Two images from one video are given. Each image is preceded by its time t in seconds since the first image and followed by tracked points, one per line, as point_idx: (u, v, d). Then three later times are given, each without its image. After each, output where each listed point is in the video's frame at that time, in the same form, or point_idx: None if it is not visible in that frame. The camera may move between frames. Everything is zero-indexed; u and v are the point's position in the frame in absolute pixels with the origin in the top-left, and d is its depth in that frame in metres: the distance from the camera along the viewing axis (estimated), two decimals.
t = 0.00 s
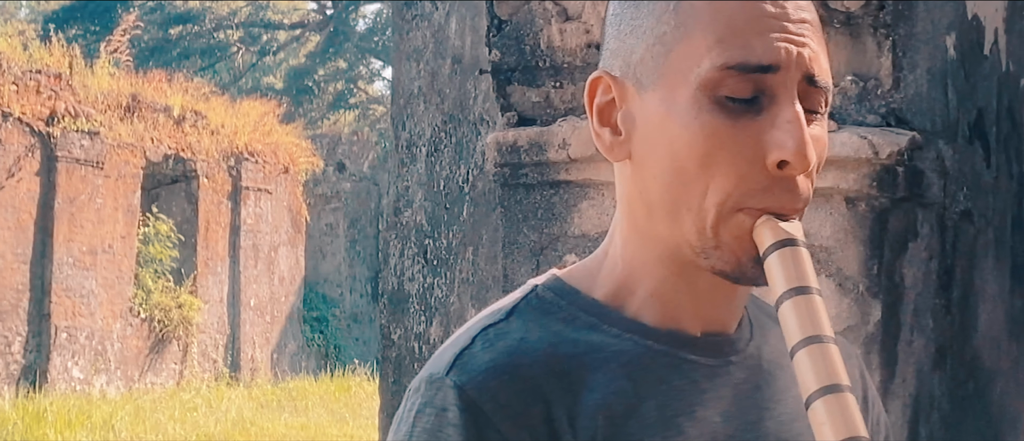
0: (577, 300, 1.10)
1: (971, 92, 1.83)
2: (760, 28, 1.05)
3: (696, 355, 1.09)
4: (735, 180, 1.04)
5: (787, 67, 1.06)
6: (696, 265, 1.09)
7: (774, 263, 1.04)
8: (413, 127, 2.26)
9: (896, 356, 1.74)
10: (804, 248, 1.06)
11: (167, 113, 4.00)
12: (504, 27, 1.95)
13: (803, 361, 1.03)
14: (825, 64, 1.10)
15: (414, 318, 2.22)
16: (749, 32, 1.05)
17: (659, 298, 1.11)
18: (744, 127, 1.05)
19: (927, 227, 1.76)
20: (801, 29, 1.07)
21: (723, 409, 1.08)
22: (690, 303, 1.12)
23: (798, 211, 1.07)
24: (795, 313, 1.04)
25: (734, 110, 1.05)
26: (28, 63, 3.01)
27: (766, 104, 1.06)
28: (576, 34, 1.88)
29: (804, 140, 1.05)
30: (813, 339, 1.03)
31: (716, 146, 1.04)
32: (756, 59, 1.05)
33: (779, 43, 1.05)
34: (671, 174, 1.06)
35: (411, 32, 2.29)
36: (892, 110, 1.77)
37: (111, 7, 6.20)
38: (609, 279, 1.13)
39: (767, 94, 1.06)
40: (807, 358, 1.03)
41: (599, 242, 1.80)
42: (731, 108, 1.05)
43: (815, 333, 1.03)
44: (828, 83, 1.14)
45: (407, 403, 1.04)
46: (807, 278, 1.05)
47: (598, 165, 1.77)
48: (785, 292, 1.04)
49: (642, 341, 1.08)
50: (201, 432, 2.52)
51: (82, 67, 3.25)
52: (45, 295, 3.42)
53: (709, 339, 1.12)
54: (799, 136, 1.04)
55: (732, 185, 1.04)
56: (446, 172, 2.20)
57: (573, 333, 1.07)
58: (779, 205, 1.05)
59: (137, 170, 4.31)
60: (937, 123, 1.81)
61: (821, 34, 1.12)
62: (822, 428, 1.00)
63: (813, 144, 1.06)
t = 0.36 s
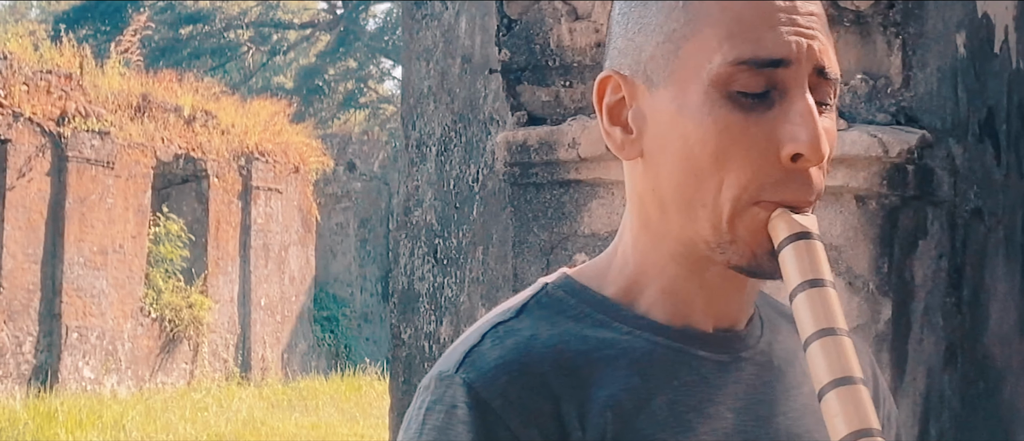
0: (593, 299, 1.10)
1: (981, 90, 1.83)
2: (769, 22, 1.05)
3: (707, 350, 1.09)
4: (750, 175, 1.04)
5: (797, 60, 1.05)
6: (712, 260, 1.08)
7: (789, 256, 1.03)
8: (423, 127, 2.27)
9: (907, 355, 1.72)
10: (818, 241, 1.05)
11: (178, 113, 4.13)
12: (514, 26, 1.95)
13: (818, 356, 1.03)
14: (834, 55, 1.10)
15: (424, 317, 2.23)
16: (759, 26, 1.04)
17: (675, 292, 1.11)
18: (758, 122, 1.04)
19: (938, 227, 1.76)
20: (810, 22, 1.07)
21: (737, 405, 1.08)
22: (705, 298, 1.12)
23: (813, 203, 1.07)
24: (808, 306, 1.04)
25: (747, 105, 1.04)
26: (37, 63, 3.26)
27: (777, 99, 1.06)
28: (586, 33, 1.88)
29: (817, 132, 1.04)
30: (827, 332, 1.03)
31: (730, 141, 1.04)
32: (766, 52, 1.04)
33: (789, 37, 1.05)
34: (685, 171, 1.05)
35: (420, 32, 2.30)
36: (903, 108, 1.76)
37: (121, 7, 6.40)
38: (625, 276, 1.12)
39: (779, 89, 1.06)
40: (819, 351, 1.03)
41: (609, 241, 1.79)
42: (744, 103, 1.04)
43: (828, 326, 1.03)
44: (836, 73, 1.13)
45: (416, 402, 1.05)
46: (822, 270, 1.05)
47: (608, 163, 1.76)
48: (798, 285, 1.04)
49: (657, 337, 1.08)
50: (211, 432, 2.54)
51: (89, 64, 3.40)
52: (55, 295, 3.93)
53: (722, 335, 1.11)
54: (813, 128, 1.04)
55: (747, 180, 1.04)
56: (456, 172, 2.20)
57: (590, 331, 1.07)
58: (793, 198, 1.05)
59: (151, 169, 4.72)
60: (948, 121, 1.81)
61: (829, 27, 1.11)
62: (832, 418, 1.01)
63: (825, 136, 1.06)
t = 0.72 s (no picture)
0: (600, 300, 1.09)
1: (990, 89, 1.83)
2: (774, 18, 1.03)
3: (713, 350, 1.08)
4: (757, 171, 1.02)
5: (802, 57, 1.04)
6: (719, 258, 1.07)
7: (796, 252, 1.02)
8: (432, 127, 2.27)
9: (917, 354, 1.72)
10: (825, 238, 1.04)
11: (188, 114, 4.53)
12: (523, 25, 1.95)
13: (823, 350, 1.03)
14: (841, 53, 1.09)
15: (433, 317, 2.23)
16: (764, 23, 1.03)
17: (682, 292, 1.09)
18: (764, 118, 1.02)
19: (948, 225, 1.75)
20: (816, 19, 1.05)
21: (749, 405, 1.07)
22: (713, 297, 1.10)
23: (820, 200, 1.05)
24: (816, 303, 1.03)
25: (753, 102, 1.03)
26: (47, 64, 3.56)
27: (784, 96, 1.04)
28: (594, 32, 1.89)
29: (824, 129, 1.03)
30: (834, 329, 1.03)
31: (736, 137, 1.02)
32: (771, 49, 1.03)
33: (794, 33, 1.04)
34: (691, 169, 1.04)
35: (430, 32, 2.31)
36: (911, 107, 1.76)
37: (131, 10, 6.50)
38: (632, 275, 1.11)
39: (785, 85, 1.04)
40: (826, 345, 1.03)
41: (617, 240, 1.80)
42: (749, 100, 1.03)
43: (835, 322, 1.03)
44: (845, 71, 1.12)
45: (425, 402, 1.03)
46: (829, 268, 1.04)
47: (616, 163, 1.76)
48: (806, 282, 1.03)
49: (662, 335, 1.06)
50: (219, 432, 2.57)
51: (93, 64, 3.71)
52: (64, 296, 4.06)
53: (729, 335, 1.10)
54: (819, 125, 1.02)
55: (753, 177, 1.02)
56: (465, 172, 2.20)
57: (595, 330, 1.05)
58: (801, 195, 1.03)
59: (160, 171, 4.78)
60: (957, 120, 1.80)
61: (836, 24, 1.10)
62: (840, 416, 1.00)
63: (832, 134, 1.04)
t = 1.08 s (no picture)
0: (604, 300, 1.09)
1: (996, 88, 1.82)
2: (776, 16, 1.03)
3: (717, 351, 1.07)
4: (759, 169, 1.02)
5: (805, 55, 1.04)
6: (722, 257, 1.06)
7: (799, 251, 1.02)
8: (438, 126, 2.28)
9: (923, 354, 1.72)
10: (828, 237, 1.04)
11: (195, 113, 4.51)
12: (529, 25, 1.95)
13: (826, 348, 1.02)
14: (845, 52, 1.08)
15: (439, 316, 2.23)
16: (766, 20, 1.03)
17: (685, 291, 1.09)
18: (766, 116, 1.02)
19: (953, 224, 1.75)
20: (819, 16, 1.05)
21: (755, 407, 1.06)
22: (716, 296, 1.10)
23: (823, 198, 1.05)
24: (820, 302, 1.03)
25: (755, 100, 1.03)
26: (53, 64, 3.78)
27: (786, 94, 1.04)
28: (600, 32, 1.89)
29: (826, 127, 1.02)
30: (837, 327, 1.02)
31: (739, 135, 1.02)
32: (774, 47, 1.03)
33: (797, 31, 1.04)
34: (694, 168, 1.04)
35: (436, 31, 2.31)
36: (917, 106, 1.77)
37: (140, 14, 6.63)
38: (636, 275, 1.11)
39: (788, 84, 1.04)
40: (829, 345, 1.02)
41: (623, 239, 1.80)
42: (752, 98, 1.03)
43: (839, 321, 1.02)
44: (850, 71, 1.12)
45: (430, 405, 1.03)
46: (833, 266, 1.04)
47: (622, 162, 1.76)
48: (809, 280, 1.02)
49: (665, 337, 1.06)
50: (228, 432, 2.54)
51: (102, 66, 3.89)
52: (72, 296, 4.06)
53: (732, 336, 1.09)
54: (822, 123, 1.02)
55: (756, 175, 1.02)
56: (471, 171, 2.21)
57: (598, 330, 1.05)
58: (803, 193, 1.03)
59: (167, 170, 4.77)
60: (963, 118, 1.79)
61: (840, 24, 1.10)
62: (843, 413, 1.00)
63: (835, 132, 1.04)
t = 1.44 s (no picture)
0: (612, 299, 1.08)
1: (1004, 87, 1.82)
2: (784, 11, 1.04)
3: (725, 350, 1.07)
4: (768, 165, 1.01)
5: (813, 50, 1.04)
6: (732, 254, 1.06)
7: (809, 247, 1.02)
8: (447, 126, 2.28)
9: (931, 354, 1.72)
10: (839, 233, 1.04)
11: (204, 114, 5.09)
12: (537, 25, 1.96)
13: (837, 345, 1.03)
14: (853, 49, 1.09)
15: (447, 316, 2.24)
16: (774, 15, 1.04)
17: (693, 290, 1.09)
18: (775, 112, 1.02)
19: (961, 224, 1.75)
20: (826, 13, 1.06)
21: (763, 408, 1.06)
22: (725, 294, 1.10)
23: (832, 195, 1.04)
24: (830, 299, 1.03)
25: (764, 95, 1.03)
26: (61, 63, 4.39)
27: (795, 90, 1.04)
28: (608, 31, 1.89)
29: (835, 122, 1.02)
30: (847, 324, 1.03)
31: (747, 131, 1.02)
32: (781, 42, 1.03)
33: (804, 26, 1.04)
34: (703, 164, 1.04)
35: (444, 31, 2.32)
36: (926, 105, 1.76)
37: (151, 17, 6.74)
38: (646, 274, 1.10)
39: (795, 79, 1.04)
40: (840, 342, 1.02)
41: (632, 239, 1.80)
42: (761, 93, 1.03)
43: (848, 318, 1.02)
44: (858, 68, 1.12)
45: (438, 405, 1.03)
46: (843, 263, 1.04)
47: (630, 162, 1.77)
48: (819, 276, 1.03)
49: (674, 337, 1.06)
50: (236, 431, 2.58)
51: (114, 71, 4.58)
52: (80, 296, 4.49)
53: (741, 336, 1.09)
54: (831, 118, 1.02)
55: (765, 170, 1.02)
56: (479, 171, 2.21)
57: (607, 331, 1.05)
58: (813, 188, 1.03)
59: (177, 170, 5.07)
60: (971, 118, 1.80)
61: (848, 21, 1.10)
62: (852, 411, 1.00)
63: (844, 128, 1.04)
